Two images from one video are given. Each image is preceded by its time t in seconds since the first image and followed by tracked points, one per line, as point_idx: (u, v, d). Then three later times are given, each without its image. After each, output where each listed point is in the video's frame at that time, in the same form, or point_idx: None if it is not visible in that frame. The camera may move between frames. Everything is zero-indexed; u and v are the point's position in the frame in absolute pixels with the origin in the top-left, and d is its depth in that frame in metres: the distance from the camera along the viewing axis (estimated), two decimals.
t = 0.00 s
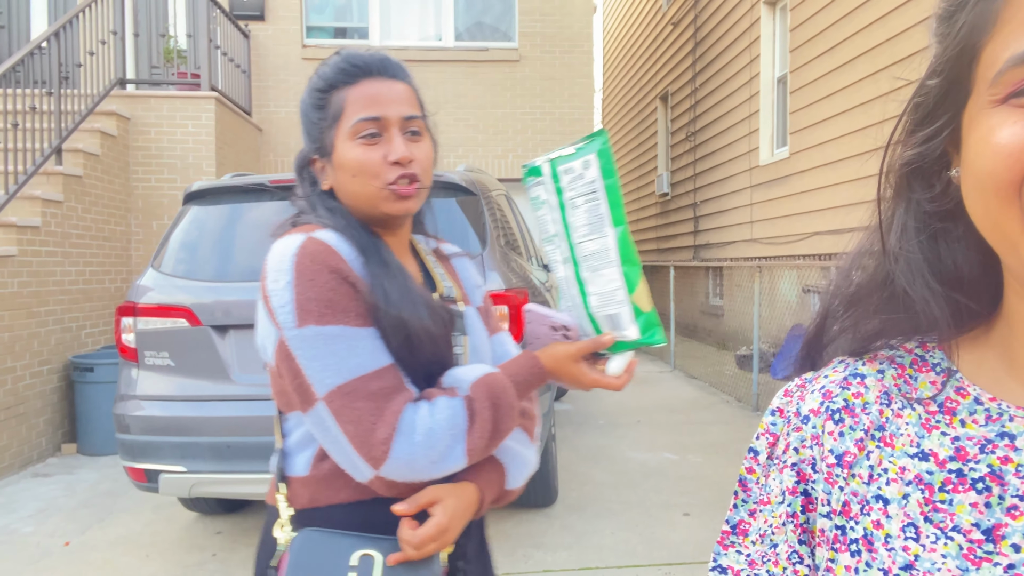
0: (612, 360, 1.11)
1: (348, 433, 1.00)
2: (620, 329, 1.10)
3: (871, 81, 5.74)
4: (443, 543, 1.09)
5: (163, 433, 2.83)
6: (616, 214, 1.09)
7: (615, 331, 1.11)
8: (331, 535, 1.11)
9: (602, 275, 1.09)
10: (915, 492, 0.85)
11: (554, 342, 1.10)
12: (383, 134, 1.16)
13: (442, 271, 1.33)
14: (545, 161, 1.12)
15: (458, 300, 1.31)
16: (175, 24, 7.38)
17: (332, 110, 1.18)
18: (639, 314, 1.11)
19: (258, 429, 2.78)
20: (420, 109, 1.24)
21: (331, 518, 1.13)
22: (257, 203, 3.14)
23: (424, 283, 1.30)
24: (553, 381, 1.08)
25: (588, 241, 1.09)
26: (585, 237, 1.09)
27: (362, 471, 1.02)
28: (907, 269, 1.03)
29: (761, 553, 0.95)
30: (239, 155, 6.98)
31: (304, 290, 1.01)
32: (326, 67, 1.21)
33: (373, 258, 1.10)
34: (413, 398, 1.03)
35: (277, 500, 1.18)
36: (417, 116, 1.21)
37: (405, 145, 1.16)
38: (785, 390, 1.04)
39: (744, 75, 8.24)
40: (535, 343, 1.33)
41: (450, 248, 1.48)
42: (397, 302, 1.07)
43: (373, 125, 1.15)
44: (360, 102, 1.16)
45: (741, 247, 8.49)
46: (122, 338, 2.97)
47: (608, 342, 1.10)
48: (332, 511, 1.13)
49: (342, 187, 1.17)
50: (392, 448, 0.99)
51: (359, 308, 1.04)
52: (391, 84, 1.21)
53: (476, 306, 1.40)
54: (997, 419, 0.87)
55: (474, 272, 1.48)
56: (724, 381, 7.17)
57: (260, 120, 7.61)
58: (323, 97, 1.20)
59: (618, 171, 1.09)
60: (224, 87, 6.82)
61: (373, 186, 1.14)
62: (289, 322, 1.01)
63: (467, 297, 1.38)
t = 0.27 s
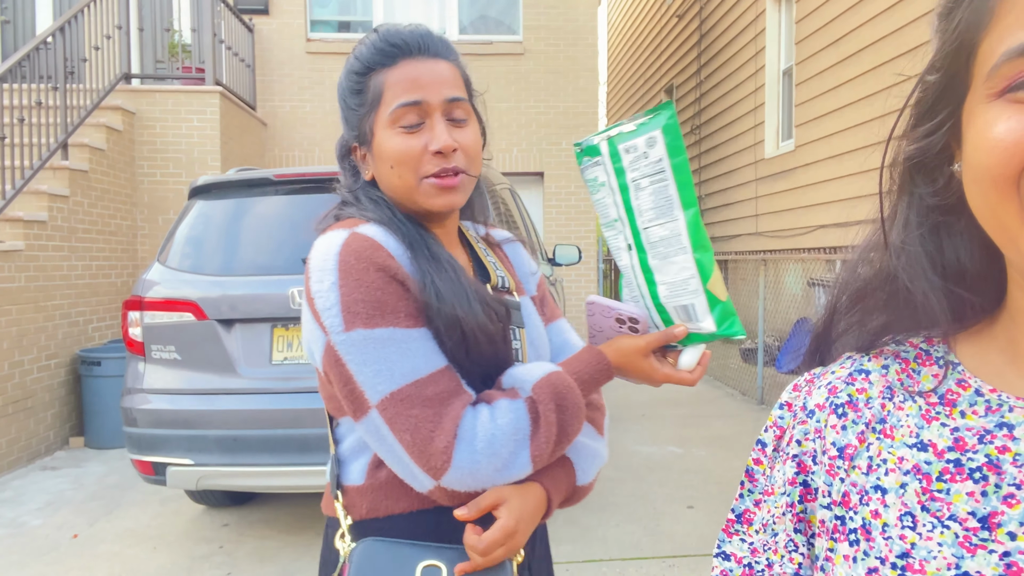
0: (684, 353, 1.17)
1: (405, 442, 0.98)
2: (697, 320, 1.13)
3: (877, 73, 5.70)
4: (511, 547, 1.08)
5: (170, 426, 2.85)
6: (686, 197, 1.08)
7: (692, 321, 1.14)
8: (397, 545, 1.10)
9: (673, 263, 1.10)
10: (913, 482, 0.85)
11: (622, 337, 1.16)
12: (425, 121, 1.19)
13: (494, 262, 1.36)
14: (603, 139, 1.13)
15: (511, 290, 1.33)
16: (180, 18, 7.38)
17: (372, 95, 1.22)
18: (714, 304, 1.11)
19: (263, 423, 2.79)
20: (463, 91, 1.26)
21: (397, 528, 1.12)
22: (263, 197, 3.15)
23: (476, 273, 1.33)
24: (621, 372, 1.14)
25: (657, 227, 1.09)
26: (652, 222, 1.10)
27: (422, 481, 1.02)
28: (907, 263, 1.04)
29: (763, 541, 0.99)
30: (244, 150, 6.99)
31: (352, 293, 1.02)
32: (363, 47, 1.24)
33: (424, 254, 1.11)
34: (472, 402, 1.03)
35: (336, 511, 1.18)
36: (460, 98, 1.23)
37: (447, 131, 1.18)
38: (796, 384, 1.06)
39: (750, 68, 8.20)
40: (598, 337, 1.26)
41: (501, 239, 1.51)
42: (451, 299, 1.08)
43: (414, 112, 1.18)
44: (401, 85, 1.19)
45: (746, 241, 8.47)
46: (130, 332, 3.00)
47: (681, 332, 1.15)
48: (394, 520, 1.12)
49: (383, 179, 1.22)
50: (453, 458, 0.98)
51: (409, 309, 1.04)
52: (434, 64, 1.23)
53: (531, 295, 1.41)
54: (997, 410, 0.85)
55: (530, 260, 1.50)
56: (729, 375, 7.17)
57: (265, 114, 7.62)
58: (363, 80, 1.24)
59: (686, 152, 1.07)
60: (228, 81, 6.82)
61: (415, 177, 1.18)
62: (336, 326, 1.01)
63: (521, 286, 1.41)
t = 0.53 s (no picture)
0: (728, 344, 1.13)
1: (433, 435, 0.98)
2: (745, 309, 1.09)
3: (879, 71, 5.69)
4: (557, 537, 1.07)
5: (172, 425, 2.86)
6: (733, 176, 1.04)
7: (738, 309, 1.09)
8: (435, 539, 1.08)
9: (719, 247, 1.06)
10: (913, 470, 0.85)
11: (662, 326, 1.13)
12: (446, 122, 1.15)
13: (519, 250, 1.35)
14: (644, 115, 1.09)
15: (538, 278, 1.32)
16: (182, 18, 7.39)
17: (390, 91, 1.17)
18: (763, 292, 1.08)
19: (264, 422, 2.80)
20: (490, 85, 1.20)
21: (431, 523, 1.10)
22: (264, 196, 3.15)
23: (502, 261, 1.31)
24: (661, 362, 1.11)
25: (702, 209, 1.05)
26: (696, 203, 1.06)
27: (452, 477, 1.01)
28: (909, 255, 1.04)
29: (762, 532, 0.99)
30: (245, 149, 7.00)
31: (373, 281, 1.01)
32: (382, 33, 1.18)
33: (447, 240, 1.11)
34: (503, 393, 1.02)
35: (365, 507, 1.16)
36: (487, 96, 1.18)
37: (468, 134, 1.14)
38: (799, 377, 1.06)
39: (752, 67, 8.19)
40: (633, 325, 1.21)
41: (521, 226, 1.49)
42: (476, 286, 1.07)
43: (434, 113, 1.14)
44: (423, 83, 1.14)
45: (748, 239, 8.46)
46: (132, 331, 3.01)
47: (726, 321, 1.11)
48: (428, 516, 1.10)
49: (402, 180, 1.18)
50: (484, 451, 0.98)
51: (432, 296, 1.03)
52: (461, 57, 1.17)
53: (555, 283, 1.41)
54: (999, 400, 0.85)
55: (552, 247, 1.50)
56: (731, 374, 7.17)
57: (266, 114, 7.63)
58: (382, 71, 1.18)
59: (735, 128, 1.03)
60: (230, 81, 6.82)
61: (432, 179, 1.15)
62: (357, 316, 1.00)
63: (547, 274, 1.40)
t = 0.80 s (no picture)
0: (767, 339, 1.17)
1: (470, 444, 0.94)
2: (790, 298, 1.09)
3: (883, 66, 5.66)
4: (605, 541, 0.99)
5: (174, 423, 2.86)
6: (773, 161, 1.05)
7: (781, 300, 1.10)
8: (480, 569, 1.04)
9: (761, 235, 1.07)
10: (921, 481, 0.85)
11: (697, 323, 1.10)
12: (470, 126, 1.13)
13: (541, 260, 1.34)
14: (672, 105, 1.11)
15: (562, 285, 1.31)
16: (183, 14, 7.38)
17: (415, 92, 1.15)
18: (808, 281, 1.08)
19: (266, 420, 2.79)
20: (518, 90, 1.18)
21: (469, 550, 1.06)
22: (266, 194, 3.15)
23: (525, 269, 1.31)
24: (702, 363, 1.09)
25: (742, 196, 1.06)
26: (735, 190, 1.07)
27: (492, 491, 0.98)
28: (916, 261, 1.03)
29: (769, 545, 0.97)
30: (247, 146, 7.00)
31: (401, 279, 0.99)
32: (407, 32, 1.17)
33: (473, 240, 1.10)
34: (540, 397, 0.99)
35: (392, 540, 1.11)
36: (513, 101, 1.16)
37: (493, 140, 1.13)
38: (805, 388, 1.05)
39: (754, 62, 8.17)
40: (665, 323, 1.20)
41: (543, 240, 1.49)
42: (503, 284, 1.06)
43: (459, 118, 1.13)
44: (448, 84, 1.12)
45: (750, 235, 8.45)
46: (134, 329, 3.00)
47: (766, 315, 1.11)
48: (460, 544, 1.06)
49: (423, 181, 1.18)
50: (526, 457, 0.93)
51: (462, 294, 1.01)
52: (491, 59, 1.14)
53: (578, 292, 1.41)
54: (1008, 410, 0.84)
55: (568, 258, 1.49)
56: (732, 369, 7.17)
57: (268, 111, 7.63)
58: (407, 71, 1.16)
59: (774, 111, 1.04)
60: (231, 78, 6.82)
61: (455, 186, 1.15)
62: (383, 316, 0.98)
63: (569, 284, 1.39)
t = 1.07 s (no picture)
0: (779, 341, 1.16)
1: (469, 455, 0.93)
2: (801, 300, 1.07)
3: (887, 62, 5.65)
4: (615, 555, 0.99)
5: (177, 420, 2.86)
6: (779, 157, 1.03)
7: (793, 301, 1.08)
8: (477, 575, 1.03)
9: (767, 235, 1.05)
10: (926, 481, 0.84)
11: (708, 324, 1.10)
12: (484, 131, 1.13)
13: (555, 261, 1.33)
14: (677, 100, 1.09)
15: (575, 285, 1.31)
16: (185, 12, 7.37)
17: (429, 91, 1.14)
18: (818, 283, 1.06)
19: (269, 417, 2.79)
20: (536, 96, 1.18)
21: (472, 555, 1.05)
22: (268, 191, 3.14)
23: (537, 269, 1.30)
24: (713, 366, 1.08)
25: (747, 194, 1.04)
26: (741, 189, 1.05)
27: (493, 502, 0.97)
28: (921, 253, 1.02)
29: (775, 549, 0.97)
30: (249, 143, 6.99)
31: (399, 285, 0.98)
32: (423, 31, 1.17)
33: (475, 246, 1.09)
34: (541, 406, 0.98)
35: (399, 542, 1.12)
36: (531, 107, 1.16)
37: (506, 146, 1.12)
38: (806, 390, 1.05)
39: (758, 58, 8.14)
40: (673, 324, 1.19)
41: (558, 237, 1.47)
42: (504, 292, 1.05)
43: (473, 123, 1.12)
44: (463, 88, 1.11)
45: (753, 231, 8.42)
46: (137, 326, 3.01)
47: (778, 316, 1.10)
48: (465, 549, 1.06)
49: (434, 183, 1.17)
50: (527, 468, 0.93)
51: (462, 301, 1.00)
52: (509, 62, 1.14)
53: (593, 293, 1.39)
54: (1012, 408, 0.85)
55: (587, 257, 1.48)
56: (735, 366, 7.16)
57: (270, 108, 7.63)
58: (422, 72, 1.16)
59: (780, 106, 1.01)
60: (233, 75, 6.81)
61: (466, 190, 1.14)
62: (381, 324, 0.97)
63: (584, 283, 1.38)
